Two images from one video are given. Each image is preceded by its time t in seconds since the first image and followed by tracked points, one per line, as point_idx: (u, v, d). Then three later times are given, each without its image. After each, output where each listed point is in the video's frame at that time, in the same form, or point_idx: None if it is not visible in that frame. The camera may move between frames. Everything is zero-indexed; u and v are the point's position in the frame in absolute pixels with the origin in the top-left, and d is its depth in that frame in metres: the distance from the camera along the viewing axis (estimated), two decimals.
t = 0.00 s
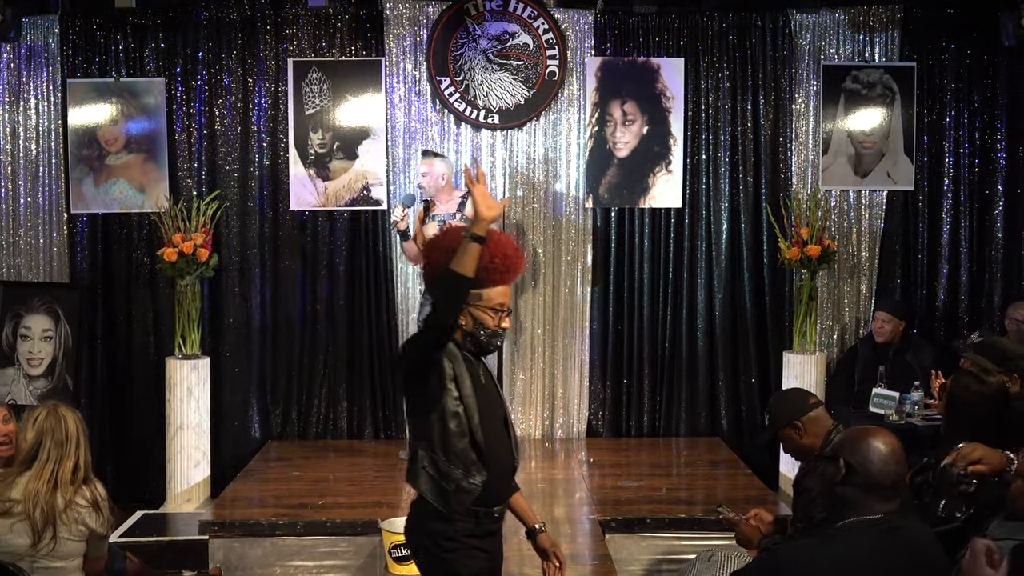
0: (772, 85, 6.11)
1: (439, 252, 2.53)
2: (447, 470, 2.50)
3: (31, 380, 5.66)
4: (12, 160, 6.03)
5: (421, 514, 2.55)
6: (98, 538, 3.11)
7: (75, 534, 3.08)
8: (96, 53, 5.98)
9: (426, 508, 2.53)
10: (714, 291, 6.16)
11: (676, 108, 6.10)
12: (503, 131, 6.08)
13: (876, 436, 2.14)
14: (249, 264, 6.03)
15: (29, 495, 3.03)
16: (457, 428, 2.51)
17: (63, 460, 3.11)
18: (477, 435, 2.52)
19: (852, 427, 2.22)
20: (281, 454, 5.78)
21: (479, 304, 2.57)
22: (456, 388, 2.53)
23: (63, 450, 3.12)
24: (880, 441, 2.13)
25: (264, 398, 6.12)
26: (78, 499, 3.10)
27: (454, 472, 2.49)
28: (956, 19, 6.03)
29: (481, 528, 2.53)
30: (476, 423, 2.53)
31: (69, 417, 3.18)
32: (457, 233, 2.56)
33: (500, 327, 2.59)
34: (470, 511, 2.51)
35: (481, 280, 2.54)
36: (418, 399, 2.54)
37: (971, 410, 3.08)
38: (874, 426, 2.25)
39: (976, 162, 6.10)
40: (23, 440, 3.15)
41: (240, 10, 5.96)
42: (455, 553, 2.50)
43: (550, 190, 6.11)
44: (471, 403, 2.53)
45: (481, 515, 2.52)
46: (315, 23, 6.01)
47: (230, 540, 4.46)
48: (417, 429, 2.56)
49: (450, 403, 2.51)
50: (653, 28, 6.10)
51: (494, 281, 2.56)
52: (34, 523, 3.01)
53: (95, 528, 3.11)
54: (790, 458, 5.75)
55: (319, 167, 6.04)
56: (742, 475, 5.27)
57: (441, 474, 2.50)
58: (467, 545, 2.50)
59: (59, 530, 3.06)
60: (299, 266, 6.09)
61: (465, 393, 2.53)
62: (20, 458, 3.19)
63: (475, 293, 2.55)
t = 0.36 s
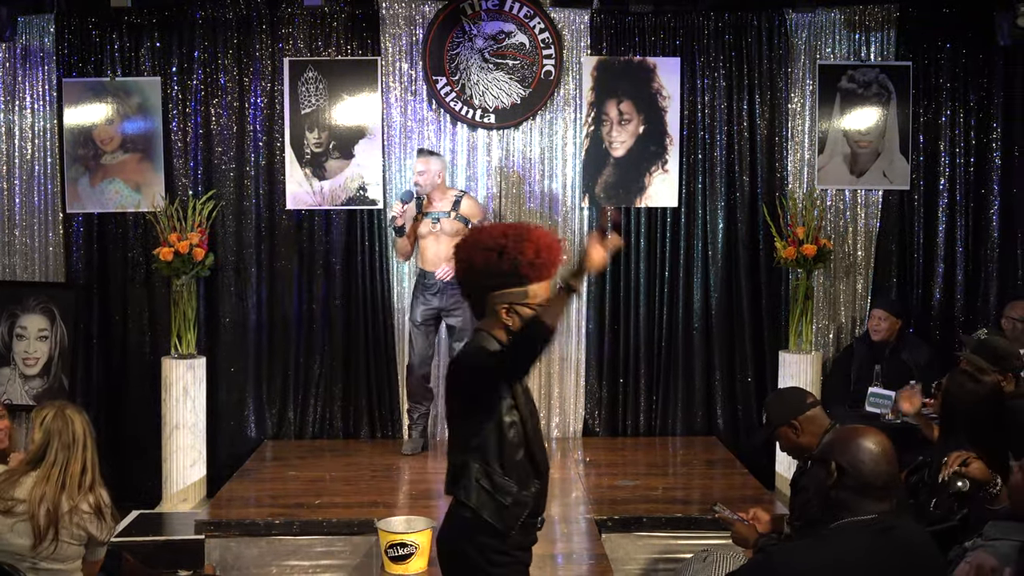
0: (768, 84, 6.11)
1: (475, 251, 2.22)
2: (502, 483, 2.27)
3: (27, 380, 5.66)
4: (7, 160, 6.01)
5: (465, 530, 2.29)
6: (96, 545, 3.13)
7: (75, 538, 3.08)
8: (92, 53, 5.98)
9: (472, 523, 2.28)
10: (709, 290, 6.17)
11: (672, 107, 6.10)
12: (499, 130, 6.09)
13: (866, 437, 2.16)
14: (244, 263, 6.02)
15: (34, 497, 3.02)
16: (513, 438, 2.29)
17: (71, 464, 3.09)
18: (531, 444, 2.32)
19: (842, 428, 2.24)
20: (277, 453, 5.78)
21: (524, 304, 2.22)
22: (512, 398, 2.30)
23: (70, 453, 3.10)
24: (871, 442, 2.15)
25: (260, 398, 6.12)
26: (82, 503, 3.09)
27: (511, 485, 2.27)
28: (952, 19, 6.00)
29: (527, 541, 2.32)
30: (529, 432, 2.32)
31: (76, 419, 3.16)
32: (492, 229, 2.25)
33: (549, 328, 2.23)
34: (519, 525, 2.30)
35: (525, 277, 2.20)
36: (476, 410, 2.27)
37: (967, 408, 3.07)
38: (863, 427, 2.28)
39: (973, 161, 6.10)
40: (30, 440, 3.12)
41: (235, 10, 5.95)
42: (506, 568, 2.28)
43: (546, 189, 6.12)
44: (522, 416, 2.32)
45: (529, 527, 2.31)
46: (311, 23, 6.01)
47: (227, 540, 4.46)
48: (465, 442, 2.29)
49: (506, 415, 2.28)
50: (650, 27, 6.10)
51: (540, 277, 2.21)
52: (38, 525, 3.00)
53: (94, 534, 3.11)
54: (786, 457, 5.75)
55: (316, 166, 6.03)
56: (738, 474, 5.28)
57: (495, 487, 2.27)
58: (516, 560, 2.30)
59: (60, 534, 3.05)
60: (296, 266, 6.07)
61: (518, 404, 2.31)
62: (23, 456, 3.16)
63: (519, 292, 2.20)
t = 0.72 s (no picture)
0: (766, 84, 6.11)
1: (524, 250, 2.27)
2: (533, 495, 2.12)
3: (24, 380, 5.65)
4: (4, 160, 6.01)
5: (487, 536, 2.16)
6: (94, 551, 3.10)
7: (71, 541, 3.05)
8: (89, 53, 5.98)
9: (495, 527, 2.16)
10: (707, 289, 6.17)
11: (670, 107, 6.10)
12: (496, 130, 6.09)
13: (860, 437, 2.13)
14: (242, 263, 6.01)
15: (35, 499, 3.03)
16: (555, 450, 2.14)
17: (73, 467, 3.08)
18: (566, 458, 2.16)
19: (837, 428, 2.21)
20: (275, 453, 5.77)
21: (566, 306, 2.26)
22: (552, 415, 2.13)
23: (74, 456, 3.10)
24: (865, 442, 2.13)
25: (257, 398, 6.11)
26: (83, 509, 3.07)
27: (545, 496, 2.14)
28: (949, 19, 6.03)
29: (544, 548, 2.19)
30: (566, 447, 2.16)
31: (80, 421, 3.16)
32: (539, 230, 2.30)
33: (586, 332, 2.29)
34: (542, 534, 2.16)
35: (571, 281, 2.26)
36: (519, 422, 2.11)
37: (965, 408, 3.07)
38: (859, 425, 2.25)
39: (969, 161, 6.11)
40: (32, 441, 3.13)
41: (233, 9, 5.95)
42: None
43: (543, 189, 6.12)
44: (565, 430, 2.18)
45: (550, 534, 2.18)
46: (308, 23, 6.00)
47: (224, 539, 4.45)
48: (500, 449, 2.16)
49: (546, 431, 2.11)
50: (647, 27, 6.10)
51: (584, 282, 2.28)
52: (38, 527, 3.01)
53: (93, 541, 3.09)
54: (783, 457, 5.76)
55: (313, 166, 6.04)
56: (736, 473, 5.28)
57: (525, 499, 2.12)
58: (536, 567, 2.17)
59: (60, 538, 3.05)
60: (293, 266, 6.07)
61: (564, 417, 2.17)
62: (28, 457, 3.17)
63: (563, 295, 2.25)
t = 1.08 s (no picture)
0: (764, 84, 6.11)
1: (552, 256, 2.28)
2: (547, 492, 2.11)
3: (23, 380, 5.65)
4: (2, 160, 6.00)
5: (496, 535, 2.17)
6: (91, 550, 3.10)
7: (68, 542, 3.05)
8: (87, 53, 5.97)
9: (506, 527, 2.16)
10: (705, 289, 6.17)
11: (668, 108, 6.11)
12: (494, 130, 6.09)
13: (865, 437, 2.15)
14: (240, 264, 6.01)
15: (30, 500, 3.02)
16: (566, 453, 2.13)
17: (67, 468, 3.08)
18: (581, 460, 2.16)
19: (832, 429, 2.22)
20: (273, 453, 5.77)
21: (590, 314, 2.28)
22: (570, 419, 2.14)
23: (69, 456, 3.10)
24: (870, 442, 2.15)
25: (255, 398, 6.11)
26: (80, 509, 3.08)
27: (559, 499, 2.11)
28: (946, 20, 6.04)
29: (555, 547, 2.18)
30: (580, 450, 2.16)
31: (74, 421, 3.16)
32: (569, 237, 2.31)
33: (608, 340, 2.31)
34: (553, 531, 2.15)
35: (596, 291, 2.27)
36: (534, 426, 2.10)
37: (964, 410, 3.08)
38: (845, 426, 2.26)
39: (967, 161, 6.11)
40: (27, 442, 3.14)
41: (231, 9, 5.95)
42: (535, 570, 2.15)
43: (541, 189, 6.12)
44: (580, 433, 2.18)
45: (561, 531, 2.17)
46: (306, 23, 6.00)
47: (223, 539, 4.45)
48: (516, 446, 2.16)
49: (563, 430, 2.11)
50: (645, 27, 6.10)
51: (610, 291, 2.28)
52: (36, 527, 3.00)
53: (89, 540, 3.09)
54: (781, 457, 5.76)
55: (311, 166, 6.03)
56: (734, 473, 5.29)
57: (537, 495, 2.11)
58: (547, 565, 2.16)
59: (57, 539, 3.04)
60: (291, 266, 6.06)
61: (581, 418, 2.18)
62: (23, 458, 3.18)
63: (588, 302, 2.27)
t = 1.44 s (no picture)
0: (763, 84, 6.11)
1: (557, 248, 2.28)
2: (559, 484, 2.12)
3: (21, 380, 5.64)
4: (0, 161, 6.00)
5: (518, 532, 2.17)
6: (83, 546, 3.14)
7: (58, 539, 3.10)
8: (86, 53, 5.97)
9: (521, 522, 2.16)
10: (704, 289, 6.18)
11: (667, 108, 6.11)
12: (493, 130, 6.09)
13: (868, 438, 2.12)
14: (240, 264, 6.02)
15: (17, 500, 3.07)
16: (575, 445, 2.15)
17: (48, 465, 3.09)
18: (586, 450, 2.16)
19: (836, 427, 2.19)
20: (272, 453, 5.77)
21: (584, 311, 2.27)
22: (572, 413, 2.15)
23: (49, 451, 3.11)
24: (874, 443, 2.12)
25: (254, 399, 6.10)
26: (67, 505, 3.10)
27: (573, 490, 2.14)
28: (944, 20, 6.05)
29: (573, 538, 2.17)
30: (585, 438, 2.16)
31: (52, 416, 3.18)
32: (577, 233, 2.30)
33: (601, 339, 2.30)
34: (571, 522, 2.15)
35: (593, 290, 2.25)
36: (535, 426, 2.10)
37: (962, 410, 3.09)
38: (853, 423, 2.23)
39: (966, 161, 6.11)
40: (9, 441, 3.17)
41: (230, 9, 5.95)
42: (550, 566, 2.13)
43: (541, 188, 6.12)
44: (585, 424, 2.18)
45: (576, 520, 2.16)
46: (305, 23, 6.00)
47: (222, 540, 4.45)
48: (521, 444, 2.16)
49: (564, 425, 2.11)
50: (644, 27, 6.10)
51: (608, 293, 2.27)
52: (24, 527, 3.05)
53: (80, 535, 3.13)
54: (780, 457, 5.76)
55: (310, 166, 6.03)
56: (734, 473, 5.29)
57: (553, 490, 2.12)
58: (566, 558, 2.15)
59: (48, 536, 3.09)
60: (290, 266, 6.06)
61: (585, 410, 2.18)
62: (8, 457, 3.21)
63: (583, 299, 2.26)
